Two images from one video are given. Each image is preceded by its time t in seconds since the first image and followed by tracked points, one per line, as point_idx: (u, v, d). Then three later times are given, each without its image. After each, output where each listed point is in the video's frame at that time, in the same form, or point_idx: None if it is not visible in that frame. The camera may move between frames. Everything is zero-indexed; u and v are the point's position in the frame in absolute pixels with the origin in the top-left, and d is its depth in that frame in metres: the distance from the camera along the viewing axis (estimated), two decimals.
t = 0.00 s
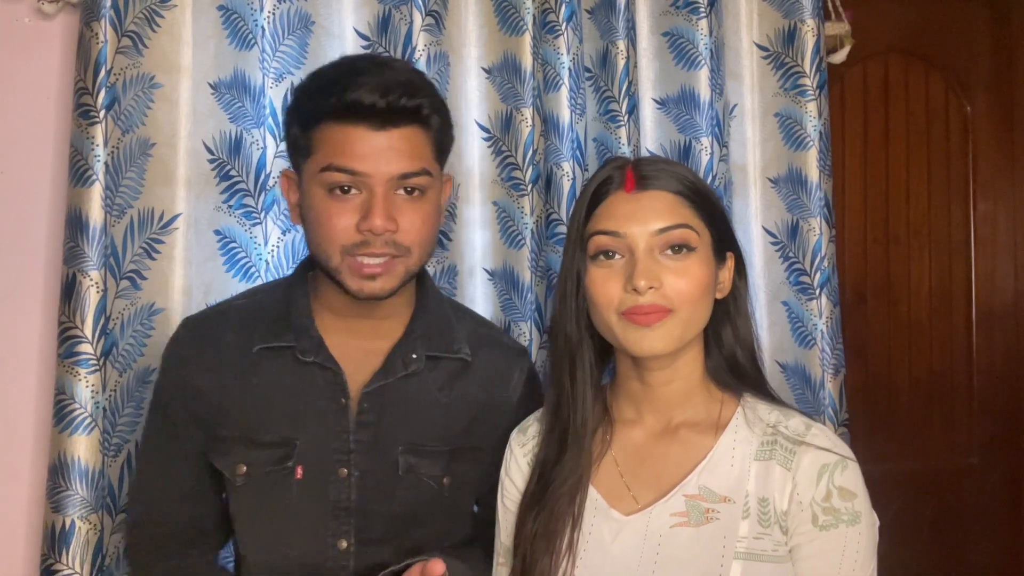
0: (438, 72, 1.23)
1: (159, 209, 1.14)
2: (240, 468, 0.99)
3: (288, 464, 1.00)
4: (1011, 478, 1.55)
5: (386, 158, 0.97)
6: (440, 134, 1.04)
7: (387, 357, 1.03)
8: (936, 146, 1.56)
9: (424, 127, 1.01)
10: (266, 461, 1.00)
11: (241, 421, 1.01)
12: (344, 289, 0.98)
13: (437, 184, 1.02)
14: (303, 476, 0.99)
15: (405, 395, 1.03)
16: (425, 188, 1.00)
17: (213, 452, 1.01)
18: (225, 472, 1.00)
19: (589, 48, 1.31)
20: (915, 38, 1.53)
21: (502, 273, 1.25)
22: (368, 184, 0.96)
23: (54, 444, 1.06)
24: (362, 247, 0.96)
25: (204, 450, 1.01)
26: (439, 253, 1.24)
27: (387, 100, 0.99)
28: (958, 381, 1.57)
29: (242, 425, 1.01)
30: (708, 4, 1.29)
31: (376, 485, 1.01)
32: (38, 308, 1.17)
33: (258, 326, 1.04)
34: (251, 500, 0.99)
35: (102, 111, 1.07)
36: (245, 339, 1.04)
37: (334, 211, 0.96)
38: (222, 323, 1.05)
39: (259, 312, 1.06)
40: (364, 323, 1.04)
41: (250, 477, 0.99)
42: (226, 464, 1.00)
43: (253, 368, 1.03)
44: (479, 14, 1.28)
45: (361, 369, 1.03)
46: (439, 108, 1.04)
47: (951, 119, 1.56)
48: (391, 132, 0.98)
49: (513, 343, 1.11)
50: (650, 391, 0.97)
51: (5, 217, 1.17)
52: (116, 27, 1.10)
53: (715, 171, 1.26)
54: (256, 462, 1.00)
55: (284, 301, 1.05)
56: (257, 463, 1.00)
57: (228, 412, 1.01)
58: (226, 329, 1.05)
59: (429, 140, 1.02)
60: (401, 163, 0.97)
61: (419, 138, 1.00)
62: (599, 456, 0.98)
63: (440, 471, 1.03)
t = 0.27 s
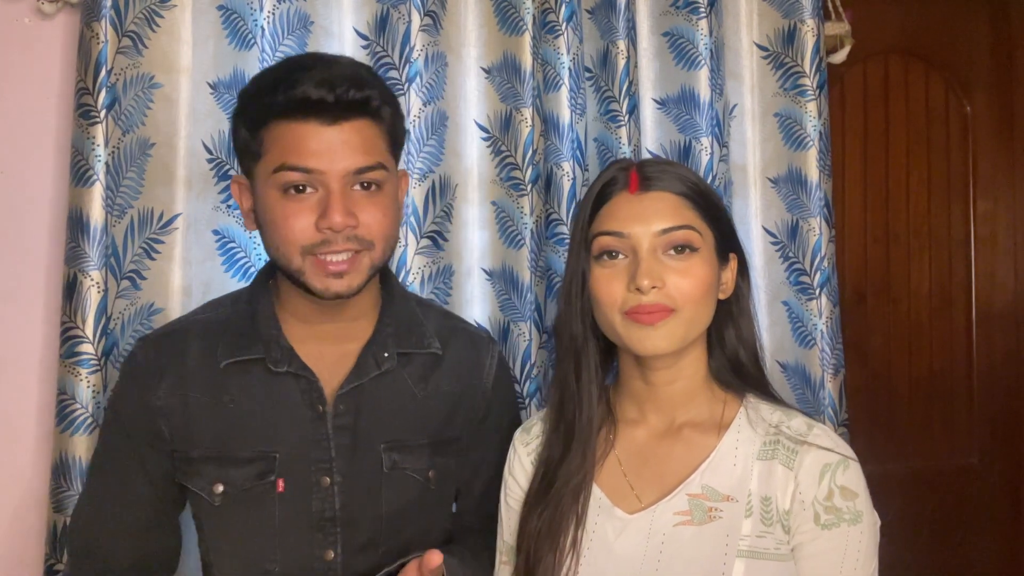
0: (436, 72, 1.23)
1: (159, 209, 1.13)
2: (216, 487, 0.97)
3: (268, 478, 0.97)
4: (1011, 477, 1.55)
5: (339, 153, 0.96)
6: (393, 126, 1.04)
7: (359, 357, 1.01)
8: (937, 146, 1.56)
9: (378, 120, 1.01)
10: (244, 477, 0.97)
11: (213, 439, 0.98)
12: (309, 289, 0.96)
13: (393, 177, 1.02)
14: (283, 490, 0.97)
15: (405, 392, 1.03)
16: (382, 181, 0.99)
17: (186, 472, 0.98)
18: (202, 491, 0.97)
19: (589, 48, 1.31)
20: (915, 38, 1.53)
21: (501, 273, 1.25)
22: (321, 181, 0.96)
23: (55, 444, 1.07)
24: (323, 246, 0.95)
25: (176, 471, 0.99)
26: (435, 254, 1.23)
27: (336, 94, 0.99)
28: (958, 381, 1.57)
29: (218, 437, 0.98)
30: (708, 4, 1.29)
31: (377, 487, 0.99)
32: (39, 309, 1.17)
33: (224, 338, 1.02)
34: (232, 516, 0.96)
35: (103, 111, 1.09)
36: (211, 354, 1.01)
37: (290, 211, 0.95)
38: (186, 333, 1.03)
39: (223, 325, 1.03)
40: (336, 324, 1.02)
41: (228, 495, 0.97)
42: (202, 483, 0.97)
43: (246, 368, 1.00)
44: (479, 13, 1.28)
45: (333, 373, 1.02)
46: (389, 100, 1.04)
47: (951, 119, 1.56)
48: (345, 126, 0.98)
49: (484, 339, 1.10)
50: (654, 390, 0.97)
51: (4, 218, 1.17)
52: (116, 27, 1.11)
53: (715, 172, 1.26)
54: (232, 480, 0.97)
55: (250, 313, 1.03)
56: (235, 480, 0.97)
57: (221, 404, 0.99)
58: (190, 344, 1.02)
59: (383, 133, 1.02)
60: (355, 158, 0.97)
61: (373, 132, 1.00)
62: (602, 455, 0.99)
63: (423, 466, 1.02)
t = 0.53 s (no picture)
0: (437, 72, 1.23)
1: (159, 209, 1.13)
2: (218, 477, 0.96)
3: (269, 466, 0.96)
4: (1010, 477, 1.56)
5: (343, 135, 0.97)
6: (394, 112, 1.06)
7: (358, 345, 1.02)
8: (937, 147, 1.56)
9: (379, 104, 1.03)
10: (248, 464, 0.96)
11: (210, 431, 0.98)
12: (310, 271, 0.96)
13: (394, 163, 1.03)
14: (287, 478, 0.96)
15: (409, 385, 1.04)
16: (383, 165, 1.00)
17: (185, 464, 0.97)
18: (203, 481, 0.96)
19: (589, 48, 1.31)
20: (915, 38, 1.53)
21: (501, 273, 1.25)
22: (325, 161, 0.97)
23: (55, 445, 1.07)
24: (325, 223, 0.95)
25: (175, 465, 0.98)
26: (435, 254, 1.23)
27: (340, 77, 1.01)
28: (958, 381, 1.57)
29: (216, 434, 0.97)
30: (708, 4, 1.29)
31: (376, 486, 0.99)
32: (39, 309, 1.17)
33: (225, 326, 1.02)
34: (234, 507, 0.95)
35: (103, 110, 1.09)
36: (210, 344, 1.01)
37: (293, 190, 0.95)
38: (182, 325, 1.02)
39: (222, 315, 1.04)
40: (336, 313, 1.03)
41: (231, 484, 0.95)
42: (203, 473, 0.96)
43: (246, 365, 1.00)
44: (478, 13, 1.27)
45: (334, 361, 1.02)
46: (390, 86, 1.06)
47: (951, 119, 1.56)
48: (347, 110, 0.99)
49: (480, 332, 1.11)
50: (657, 390, 0.97)
51: (4, 218, 1.17)
52: (117, 26, 1.11)
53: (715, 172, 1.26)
54: (235, 468, 0.96)
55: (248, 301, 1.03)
56: (238, 468, 0.96)
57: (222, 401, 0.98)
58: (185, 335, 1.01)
59: (384, 118, 1.03)
60: (356, 140, 0.98)
61: (375, 116, 1.01)
62: (603, 455, 0.99)
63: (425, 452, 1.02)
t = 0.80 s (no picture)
0: (437, 72, 1.23)
1: (160, 209, 1.13)
2: (223, 449, 0.95)
3: (275, 439, 0.96)
4: (1010, 477, 1.56)
5: (354, 142, 0.98)
6: (402, 119, 1.06)
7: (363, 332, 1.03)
8: (937, 147, 1.56)
9: (389, 113, 1.03)
10: (254, 437, 0.96)
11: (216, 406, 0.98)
12: (322, 274, 0.97)
13: (402, 169, 1.03)
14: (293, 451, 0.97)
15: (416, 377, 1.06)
16: (393, 171, 1.01)
17: (190, 436, 0.96)
18: (208, 452, 0.95)
19: (589, 48, 1.31)
20: (915, 38, 1.53)
21: (502, 273, 1.24)
22: (338, 168, 0.97)
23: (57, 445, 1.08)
24: (337, 229, 0.95)
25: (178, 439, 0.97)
26: (436, 254, 1.22)
27: (353, 88, 1.00)
28: (958, 381, 1.57)
29: (221, 413, 0.97)
30: (708, 4, 1.29)
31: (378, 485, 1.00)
32: (40, 309, 1.17)
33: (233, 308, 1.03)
34: (236, 480, 0.94)
35: (106, 110, 1.09)
36: (218, 325, 1.02)
37: (306, 196, 0.96)
38: (188, 317, 1.02)
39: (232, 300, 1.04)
40: (341, 307, 1.04)
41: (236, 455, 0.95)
42: (209, 444, 0.95)
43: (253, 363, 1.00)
44: (478, 13, 1.27)
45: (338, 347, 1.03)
46: (399, 95, 1.06)
47: (951, 119, 1.56)
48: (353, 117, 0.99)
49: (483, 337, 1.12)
50: (661, 390, 0.97)
51: (5, 218, 1.16)
52: (118, 25, 1.11)
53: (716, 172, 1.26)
54: (241, 439, 0.96)
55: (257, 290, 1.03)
56: (243, 440, 0.96)
57: (229, 398, 0.98)
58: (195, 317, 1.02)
59: (393, 126, 1.03)
60: (366, 146, 0.98)
61: (385, 124, 1.01)
62: (607, 455, 0.99)
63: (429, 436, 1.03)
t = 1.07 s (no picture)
0: (437, 72, 1.23)
1: (160, 209, 1.13)
2: (217, 450, 0.95)
3: (268, 438, 0.97)
4: (1010, 476, 1.56)
5: (350, 143, 0.98)
6: (398, 122, 1.06)
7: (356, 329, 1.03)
8: (937, 146, 1.56)
9: (384, 113, 1.03)
10: (247, 437, 0.96)
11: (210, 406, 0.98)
12: (317, 268, 0.97)
13: (396, 168, 1.04)
14: (284, 451, 0.97)
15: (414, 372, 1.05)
16: (388, 170, 1.01)
17: (185, 438, 0.96)
18: (202, 453, 0.95)
19: (589, 48, 1.31)
20: (915, 37, 1.53)
21: (501, 273, 1.25)
22: (334, 166, 0.98)
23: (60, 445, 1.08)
24: (331, 224, 0.96)
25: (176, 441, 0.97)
26: (436, 254, 1.22)
27: (349, 88, 1.01)
28: (958, 381, 1.57)
29: (215, 415, 0.97)
30: (708, 4, 1.29)
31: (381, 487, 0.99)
32: (41, 309, 1.17)
33: (228, 310, 1.03)
34: (231, 481, 0.94)
35: (106, 111, 1.09)
36: (213, 325, 1.02)
37: (301, 194, 0.96)
38: (187, 319, 1.02)
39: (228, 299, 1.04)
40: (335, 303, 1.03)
41: (229, 456, 0.95)
42: (203, 445, 0.95)
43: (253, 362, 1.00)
44: (478, 13, 1.27)
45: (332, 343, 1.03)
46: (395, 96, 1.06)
47: (952, 118, 1.56)
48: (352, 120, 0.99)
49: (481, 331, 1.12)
50: (667, 389, 0.98)
51: (7, 218, 1.17)
52: (118, 25, 1.11)
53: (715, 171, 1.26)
54: (235, 441, 0.96)
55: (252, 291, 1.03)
56: (237, 441, 0.96)
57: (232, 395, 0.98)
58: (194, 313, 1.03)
59: (388, 127, 1.04)
60: (362, 146, 0.99)
61: (379, 124, 1.02)
62: (613, 454, 0.99)
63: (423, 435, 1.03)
